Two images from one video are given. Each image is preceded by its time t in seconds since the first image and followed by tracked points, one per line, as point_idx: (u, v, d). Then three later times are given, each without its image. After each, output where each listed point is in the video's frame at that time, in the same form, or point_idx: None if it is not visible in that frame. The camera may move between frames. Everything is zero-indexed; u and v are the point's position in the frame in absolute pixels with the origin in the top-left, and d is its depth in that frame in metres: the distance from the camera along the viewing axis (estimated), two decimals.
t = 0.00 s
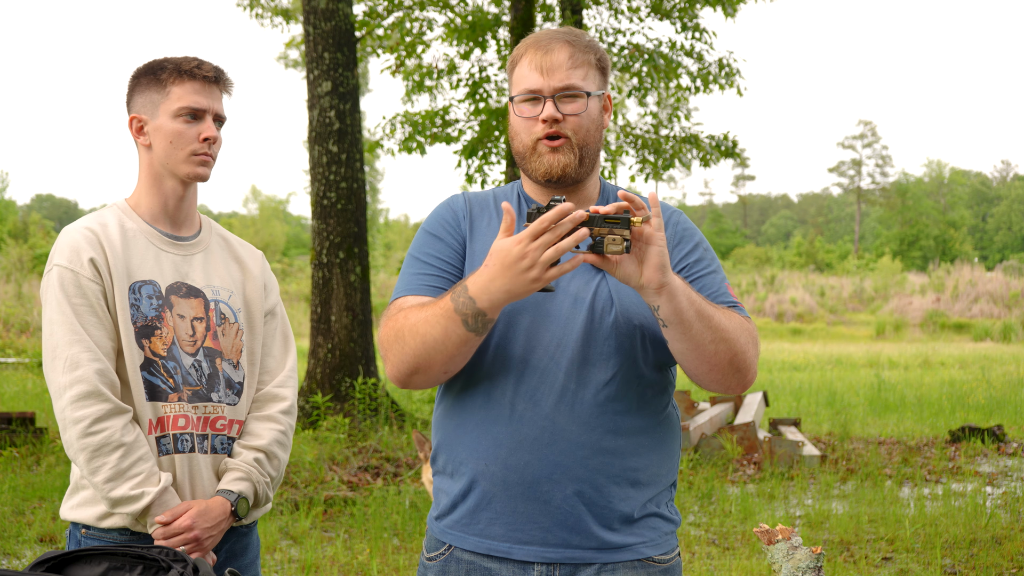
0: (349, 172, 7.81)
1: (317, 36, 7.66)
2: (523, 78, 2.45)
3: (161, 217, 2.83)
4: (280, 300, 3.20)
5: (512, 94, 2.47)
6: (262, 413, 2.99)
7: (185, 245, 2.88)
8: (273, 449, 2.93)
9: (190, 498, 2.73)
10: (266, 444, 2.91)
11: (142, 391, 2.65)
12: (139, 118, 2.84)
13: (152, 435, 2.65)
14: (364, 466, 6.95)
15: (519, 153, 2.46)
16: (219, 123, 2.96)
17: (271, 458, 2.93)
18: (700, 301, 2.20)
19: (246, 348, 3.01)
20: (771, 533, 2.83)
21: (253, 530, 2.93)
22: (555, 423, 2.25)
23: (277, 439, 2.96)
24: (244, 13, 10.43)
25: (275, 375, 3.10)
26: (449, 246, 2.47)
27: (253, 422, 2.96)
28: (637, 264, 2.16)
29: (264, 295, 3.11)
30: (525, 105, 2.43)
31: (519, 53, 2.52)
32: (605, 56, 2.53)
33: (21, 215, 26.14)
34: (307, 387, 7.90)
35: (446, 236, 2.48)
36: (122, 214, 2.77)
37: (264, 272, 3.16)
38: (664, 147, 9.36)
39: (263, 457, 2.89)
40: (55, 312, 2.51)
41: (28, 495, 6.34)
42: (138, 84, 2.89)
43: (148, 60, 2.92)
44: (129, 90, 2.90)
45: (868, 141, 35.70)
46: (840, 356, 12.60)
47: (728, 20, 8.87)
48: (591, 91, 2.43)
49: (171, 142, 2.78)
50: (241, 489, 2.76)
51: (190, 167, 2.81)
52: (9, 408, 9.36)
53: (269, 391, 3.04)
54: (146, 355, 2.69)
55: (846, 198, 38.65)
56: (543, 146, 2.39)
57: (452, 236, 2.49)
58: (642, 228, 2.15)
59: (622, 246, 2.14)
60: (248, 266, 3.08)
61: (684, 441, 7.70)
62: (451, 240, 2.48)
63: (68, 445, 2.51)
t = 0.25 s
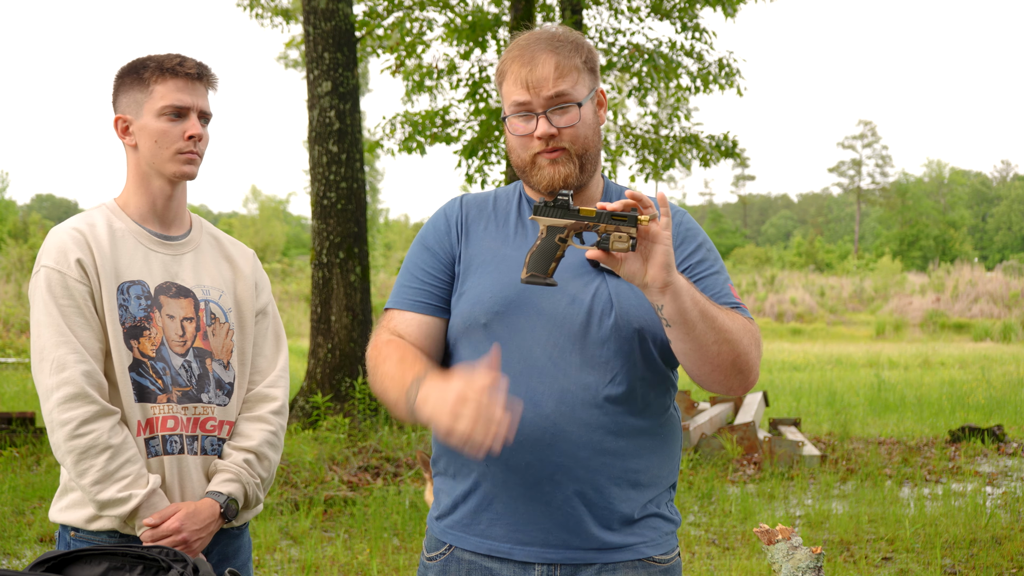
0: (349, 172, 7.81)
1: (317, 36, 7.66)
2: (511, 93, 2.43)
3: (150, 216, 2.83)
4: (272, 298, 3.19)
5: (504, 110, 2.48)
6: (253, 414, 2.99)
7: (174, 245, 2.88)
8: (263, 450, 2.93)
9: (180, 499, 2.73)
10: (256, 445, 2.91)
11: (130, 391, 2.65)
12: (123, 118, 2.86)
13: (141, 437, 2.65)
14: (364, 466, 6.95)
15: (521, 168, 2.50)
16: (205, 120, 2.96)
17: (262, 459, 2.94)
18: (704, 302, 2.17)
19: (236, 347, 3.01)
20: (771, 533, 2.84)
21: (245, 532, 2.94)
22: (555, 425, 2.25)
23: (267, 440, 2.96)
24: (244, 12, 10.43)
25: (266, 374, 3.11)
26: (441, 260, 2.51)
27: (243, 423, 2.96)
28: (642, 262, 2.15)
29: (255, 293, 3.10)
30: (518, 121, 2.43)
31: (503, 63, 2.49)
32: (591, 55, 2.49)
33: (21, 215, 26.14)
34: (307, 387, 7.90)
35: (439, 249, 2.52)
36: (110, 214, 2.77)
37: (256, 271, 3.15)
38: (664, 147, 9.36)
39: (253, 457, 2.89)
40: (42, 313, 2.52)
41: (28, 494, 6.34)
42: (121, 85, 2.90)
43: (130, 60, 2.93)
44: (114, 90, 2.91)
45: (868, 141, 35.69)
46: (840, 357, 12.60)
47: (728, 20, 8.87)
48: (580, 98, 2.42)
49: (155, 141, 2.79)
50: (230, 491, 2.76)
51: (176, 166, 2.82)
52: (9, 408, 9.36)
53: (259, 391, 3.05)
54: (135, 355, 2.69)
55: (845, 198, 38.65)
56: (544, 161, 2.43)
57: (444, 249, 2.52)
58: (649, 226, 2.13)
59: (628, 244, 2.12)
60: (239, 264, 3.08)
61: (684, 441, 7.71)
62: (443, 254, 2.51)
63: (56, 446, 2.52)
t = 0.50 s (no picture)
0: (348, 172, 7.81)
1: (317, 37, 7.66)
2: (514, 90, 2.43)
3: (139, 216, 2.83)
4: (263, 297, 3.20)
5: (505, 107, 2.47)
6: (243, 414, 2.98)
7: (163, 245, 2.88)
8: (253, 451, 2.92)
9: (169, 502, 2.73)
10: (246, 446, 2.90)
11: (119, 393, 2.66)
12: (107, 120, 2.86)
13: (131, 438, 2.66)
14: (364, 466, 6.95)
15: (520, 166, 2.48)
16: (188, 117, 2.93)
17: (253, 460, 2.93)
18: (708, 299, 2.18)
19: (227, 348, 3.01)
20: (771, 533, 2.83)
21: (235, 534, 2.93)
22: (551, 427, 2.25)
23: (258, 441, 2.95)
24: (244, 12, 10.43)
25: (257, 374, 3.10)
26: (438, 272, 2.51)
27: (234, 424, 2.95)
28: (647, 257, 2.17)
29: (246, 292, 3.10)
30: (519, 118, 2.42)
31: (506, 60, 2.49)
32: (592, 57, 2.50)
33: (21, 215, 26.15)
34: (307, 387, 7.90)
35: (437, 261, 2.52)
36: (98, 215, 2.77)
37: (247, 270, 3.15)
38: (664, 147, 9.36)
39: (243, 459, 2.89)
40: (30, 315, 2.53)
41: (28, 494, 6.35)
42: (103, 86, 2.89)
43: (110, 59, 2.91)
44: (96, 91, 2.90)
45: (869, 141, 35.68)
46: (840, 357, 12.60)
47: (728, 20, 8.87)
48: (582, 98, 2.42)
49: (139, 142, 2.78)
50: (220, 493, 2.74)
51: (161, 165, 2.80)
52: (10, 408, 9.37)
53: (250, 391, 3.04)
54: (124, 357, 2.70)
55: (845, 198, 38.65)
56: (543, 158, 2.41)
57: (441, 260, 2.52)
58: (654, 221, 2.17)
59: (634, 239, 2.15)
60: (230, 263, 3.08)
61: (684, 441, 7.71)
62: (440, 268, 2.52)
63: (45, 449, 2.52)
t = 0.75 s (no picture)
0: (349, 172, 7.81)
1: (317, 37, 7.67)
2: (623, 75, 2.42)
3: (141, 217, 2.83)
4: (267, 296, 3.19)
5: (608, 90, 2.46)
6: (245, 415, 2.97)
7: (165, 245, 2.88)
8: (256, 452, 2.91)
9: (171, 503, 2.74)
10: (249, 447, 2.89)
11: (121, 394, 2.66)
12: (109, 119, 2.85)
13: (132, 440, 2.67)
14: (364, 466, 6.95)
15: (609, 152, 2.45)
16: (191, 118, 2.93)
17: (255, 460, 2.92)
18: (755, 329, 1.92)
19: (230, 347, 3.00)
20: (771, 533, 2.83)
21: (238, 535, 2.93)
22: (568, 424, 2.28)
23: (260, 441, 2.94)
24: (244, 12, 10.43)
25: (260, 374, 3.08)
26: (515, 264, 2.71)
27: (236, 425, 2.94)
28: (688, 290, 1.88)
29: (249, 291, 3.09)
30: (621, 103, 2.41)
31: (622, 48, 2.48)
32: (708, 64, 2.48)
33: (21, 215, 26.17)
34: (307, 387, 7.89)
35: (516, 255, 2.71)
36: (100, 215, 2.77)
37: (250, 269, 3.14)
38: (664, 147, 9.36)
39: (245, 459, 2.88)
40: (30, 317, 2.53)
41: (28, 494, 6.35)
42: (105, 85, 2.88)
43: (113, 59, 2.90)
44: (98, 91, 2.89)
45: (868, 141, 35.67)
46: (840, 357, 12.60)
47: (728, 20, 8.87)
48: (688, 99, 2.40)
49: (141, 144, 2.78)
50: (222, 493, 2.74)
51: (163, 167, 2.80)
52: (10, 408, 9.37)
53: (252, 391, 3.03)
54: (125, 358, 2.70)
55: (845, 198, 38.66)
56: (633, 150, 2.37)
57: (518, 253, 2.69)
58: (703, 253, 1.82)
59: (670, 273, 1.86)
60: (233, 262, 3.07)
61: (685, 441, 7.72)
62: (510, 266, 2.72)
63: (47, 450, 2.53)
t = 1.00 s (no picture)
0: (349, 172, 7.81)
1: (317, 37, 7.66)
2: (613, 75, 2.41)
3: (142, 217, 2.83)
4: (268, 296, 3.19)
5: (600, 91, 2.45)
6: (247, 415, 2.97)
7: (166, 245, 2.88)
8: (258, 451, 2.91)
9: (173, 503, 2.73)
10: (250, 447, 2.89)
11: (122, 394, 2.66)
12: (111, 119, 2.85)
13: (134, 439, 2.67)
14: (364, 466, 6.95)
15: (602, 153, 2.44)
16: (192, 118, 2.93)
17: (257, 460, 2.91)
18: (753, 322, 1.92)
19: (231, 348, 3.01)
20: (771, 533, 2.83)
21: (240, 535, 2.93)
22: (567, 424, 2.27)
23: (262, 440, 2.94)
24: (244, 12, 10.43)
25: (261, 374, 3.08)
26: (508, 264, 2.71)
27: (237, 425, 2.94)
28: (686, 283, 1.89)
29: (250, 292, 3.09)
30: (612, 103, 2.41)
31: (612, 48, 2.48)
32: (697, 62, 2.49)
33: (21, 215, 26.19)
34: (307, 387, 7.89)
35: (509, 255, 2.71)
36: (101, 215, 2.77)
37: (251, 269, 3.14)
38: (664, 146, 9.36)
39: (247, 459, 2.87)
40: (32, 317, 2.53)
41: (28, 494, 6.35)
42: (107, 85, 2.88)
43: (115, 59, 2.90)
44: (100, 90, 2.89)
45: (868, 141, 35.66)
46: (840, 357, 12.60)
47: (728, 20, 8.88)
48: (679, 98, 2.40)
49: (143, 144, 2.78)
50: (224, 493, 2.74)
51: (164, 167, 2.80)
52: (9, 408, 9.37)
53: (253, 391, 3.03)
54: (126, 358, 2.70)
55: (845, 198, 38.66)
56: (626, 148, 2.37)
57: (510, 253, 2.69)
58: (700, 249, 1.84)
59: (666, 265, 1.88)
60: (233, 263, 3.07)
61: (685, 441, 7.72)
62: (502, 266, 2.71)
63: (49, 451, 2.53)
